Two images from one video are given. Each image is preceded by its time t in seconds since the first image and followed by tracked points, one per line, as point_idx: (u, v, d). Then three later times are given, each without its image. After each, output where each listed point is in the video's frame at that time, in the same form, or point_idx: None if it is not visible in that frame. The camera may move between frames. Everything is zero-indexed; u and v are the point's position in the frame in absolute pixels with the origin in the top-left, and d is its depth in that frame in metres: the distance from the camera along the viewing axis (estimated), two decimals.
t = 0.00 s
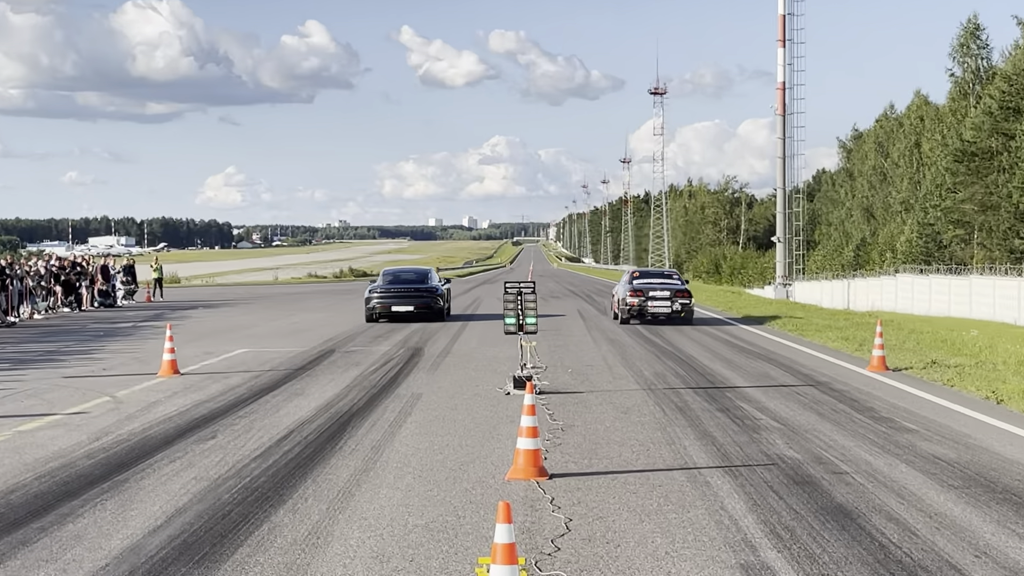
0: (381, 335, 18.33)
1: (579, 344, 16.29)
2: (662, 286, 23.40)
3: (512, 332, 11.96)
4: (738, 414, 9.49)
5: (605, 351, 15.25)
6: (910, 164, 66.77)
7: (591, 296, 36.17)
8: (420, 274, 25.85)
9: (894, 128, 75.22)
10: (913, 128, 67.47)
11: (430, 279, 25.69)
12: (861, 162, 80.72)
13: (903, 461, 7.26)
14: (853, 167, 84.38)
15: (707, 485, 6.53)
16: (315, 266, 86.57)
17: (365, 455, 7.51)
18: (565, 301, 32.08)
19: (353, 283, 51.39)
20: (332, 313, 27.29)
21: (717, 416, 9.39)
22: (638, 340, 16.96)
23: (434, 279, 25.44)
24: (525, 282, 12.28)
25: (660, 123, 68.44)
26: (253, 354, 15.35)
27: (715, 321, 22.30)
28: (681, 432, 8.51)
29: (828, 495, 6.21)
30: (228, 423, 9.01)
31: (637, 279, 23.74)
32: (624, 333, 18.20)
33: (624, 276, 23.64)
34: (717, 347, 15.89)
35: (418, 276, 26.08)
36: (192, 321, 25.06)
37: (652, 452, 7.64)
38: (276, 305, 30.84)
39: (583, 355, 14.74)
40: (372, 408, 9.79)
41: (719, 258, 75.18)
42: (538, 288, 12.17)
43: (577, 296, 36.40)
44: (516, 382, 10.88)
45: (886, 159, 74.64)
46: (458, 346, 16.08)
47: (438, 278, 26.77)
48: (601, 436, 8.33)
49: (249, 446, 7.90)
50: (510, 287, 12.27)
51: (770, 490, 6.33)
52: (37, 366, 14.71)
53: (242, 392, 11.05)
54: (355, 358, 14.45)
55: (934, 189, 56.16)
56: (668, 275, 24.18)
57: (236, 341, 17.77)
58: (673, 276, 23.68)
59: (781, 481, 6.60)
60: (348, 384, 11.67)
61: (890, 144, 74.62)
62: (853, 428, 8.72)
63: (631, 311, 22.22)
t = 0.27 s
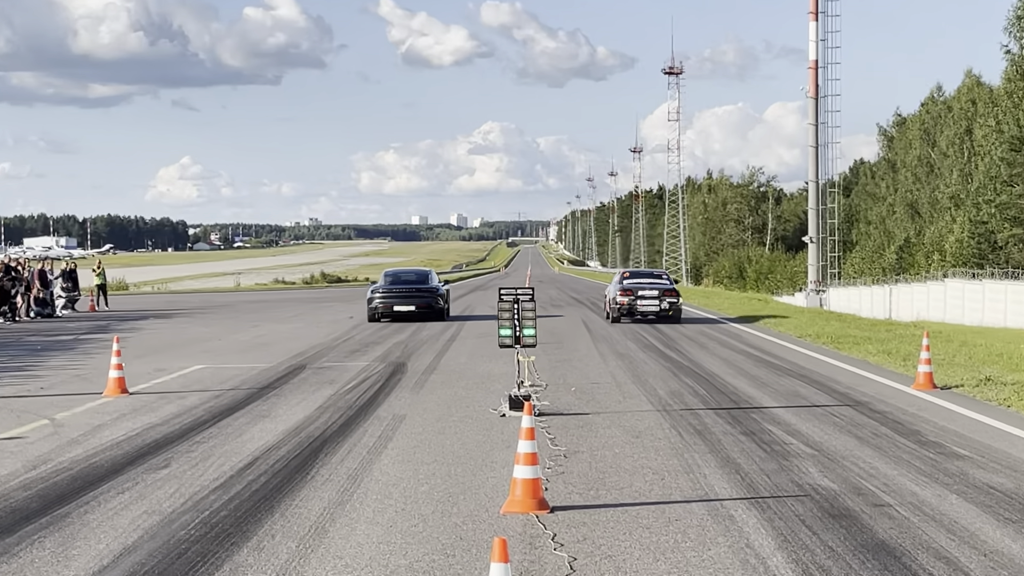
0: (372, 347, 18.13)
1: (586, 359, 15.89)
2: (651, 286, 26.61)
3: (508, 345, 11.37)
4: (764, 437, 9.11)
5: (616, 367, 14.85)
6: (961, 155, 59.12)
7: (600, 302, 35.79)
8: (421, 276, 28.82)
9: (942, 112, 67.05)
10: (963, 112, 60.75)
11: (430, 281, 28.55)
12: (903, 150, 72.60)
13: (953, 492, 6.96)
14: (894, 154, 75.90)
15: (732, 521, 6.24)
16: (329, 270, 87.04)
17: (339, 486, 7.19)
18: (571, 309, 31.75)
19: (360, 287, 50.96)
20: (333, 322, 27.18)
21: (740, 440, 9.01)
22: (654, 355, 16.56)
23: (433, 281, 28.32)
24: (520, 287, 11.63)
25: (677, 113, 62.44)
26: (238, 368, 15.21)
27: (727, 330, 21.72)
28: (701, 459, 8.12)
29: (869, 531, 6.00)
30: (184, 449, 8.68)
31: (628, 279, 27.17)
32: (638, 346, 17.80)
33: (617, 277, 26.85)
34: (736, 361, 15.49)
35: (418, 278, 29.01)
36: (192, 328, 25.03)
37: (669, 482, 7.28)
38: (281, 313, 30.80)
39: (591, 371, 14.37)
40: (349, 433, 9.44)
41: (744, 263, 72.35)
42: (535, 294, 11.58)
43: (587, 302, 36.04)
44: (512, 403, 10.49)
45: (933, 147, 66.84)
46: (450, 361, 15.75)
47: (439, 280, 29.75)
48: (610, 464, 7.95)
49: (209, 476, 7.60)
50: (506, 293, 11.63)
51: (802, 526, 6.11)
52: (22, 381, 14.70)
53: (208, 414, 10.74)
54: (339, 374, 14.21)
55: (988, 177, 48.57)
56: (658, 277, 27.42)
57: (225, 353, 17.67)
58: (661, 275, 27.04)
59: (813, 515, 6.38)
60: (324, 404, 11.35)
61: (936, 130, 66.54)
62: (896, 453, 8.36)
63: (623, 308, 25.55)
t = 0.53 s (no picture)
0: (357, 358, 17.87)
1: (596, 373, 15.51)
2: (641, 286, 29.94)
3: (503, 358, 10.81)
4: (789, 460, 8.79)
5: (628, 382, 14.45)
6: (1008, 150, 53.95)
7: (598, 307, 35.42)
8: (419, 277, 30.20)
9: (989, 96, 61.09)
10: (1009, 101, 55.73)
11: (429, 281, 29.87)
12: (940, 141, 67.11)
13: (999, 522, 6.70)
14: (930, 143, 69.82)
15: (755, 554, 5.97)
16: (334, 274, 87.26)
17: (312, 516, 6.94)
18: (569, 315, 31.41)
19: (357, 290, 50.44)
20: (324, 326, 26.95)
21: (765, 465, 8.64)
22: (668, 369, 16.11)
23: (432, 281, 29.72)
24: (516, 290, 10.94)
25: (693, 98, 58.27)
26: (212, 382, 14.95)
27: (741, 340, 21.32)
28: (718, 486, 7.83)
29: (908, 566, 5.77)
30: (137, 475, 8.38)
31: (620, 280, 30.30)
32: (651, 359, 17.41)
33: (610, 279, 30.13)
34: (753, 377, 15.12)
35: (418, 278, 30.34)
36: (181, 336, 24.88)
37: (683, 511, 7.01)
38: (274, 319, 30.61)
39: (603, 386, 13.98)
40: (317, 457, 9.04)
41: (766, 267, 70.42)
42: (532, 296, 10.87)
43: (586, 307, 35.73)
44: (507, 422, 10.20)
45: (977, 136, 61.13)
46: (436, 373, 15.44)
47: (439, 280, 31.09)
48: (621, 494, 7.56)
49: (165, 505, 7.32)
50: (501, 298, 10.97)
51: (835, 559, 5.89)
52: None
53: (169, 436, 10.36)
54: (316, 388, 13.92)
55: None
56: (647, 276, 30.61)
57: (205, 365, 17.46)
58: (649, 277, 30.22)
59: (845, 547, 6.15)
60: (292, 424, 10.94)
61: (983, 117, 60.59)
62: (937, 479, 8.03)
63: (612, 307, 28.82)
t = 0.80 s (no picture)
0: (343, 364, 17.24)
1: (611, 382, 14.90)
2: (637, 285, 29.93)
3: (495, 374, 9.92)
4: (828, 492, 8.27)
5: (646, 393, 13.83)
6: None
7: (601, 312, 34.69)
8: (411, 276, 30.14)
9: None
10: None
11: (421, 281, 29.79)
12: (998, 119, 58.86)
13: None
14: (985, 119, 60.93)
15: None
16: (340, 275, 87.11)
17: (274, 557, 6.57)
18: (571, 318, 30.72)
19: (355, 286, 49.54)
20: (317, 328, 26.40)
21: (802, 497, 8.10)
22: (687, 378, 15.49)
23: (424, 281, 29.64)
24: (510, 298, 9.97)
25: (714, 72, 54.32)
26: (186, 390, 14.47)
27: (764, 347, 20.63)
28: (748, 523, 7.37)
29: None
30: (70, 510, 7.82)
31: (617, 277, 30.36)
32: (669, 367, 16.79)
33: (606, 278, 30.14)
34: (778, 388, 14.50)
35: (410, 278, 30.26)
36: (172, 338, 24.40)
37: (712, 555, 6.57)
38: (269, 320, 30.12)
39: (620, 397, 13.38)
40: (275, 490, 8.41)
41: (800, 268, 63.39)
42: (528, 306, 9.92)
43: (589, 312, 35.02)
44: (499, 446, 9.46)
45: None
46: (423, 382, 14.77)
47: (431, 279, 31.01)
48: (646, 537, 7.00)
49: (102, 545, 6.89)
50: (493, 306, 9.98)
51: None
52: None
53: (113, 461, 9.72)
54: (293, 400, 13.30)
55: None
56: (641, 275, 30.65)
57: (186, 371, 16.91)
58: (646, 274, 30.25)
59: None
60: (256, 445, 10.30)
61: None
62: (995, 513, 7.55)
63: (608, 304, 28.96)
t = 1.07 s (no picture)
0: (334, 356, 15.69)
1: (612, 375, 13.62)
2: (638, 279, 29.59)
3: (486, 388, 8.09)
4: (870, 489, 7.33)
5: (650, 386, 12.59)
6: None
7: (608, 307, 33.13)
8: (407, 271, 29.66)
9: None
10: None
11: (416, 277, 29.31)
12: None
13: None
14: None
15: None
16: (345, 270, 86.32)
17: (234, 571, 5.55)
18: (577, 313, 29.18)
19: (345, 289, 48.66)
20: (311, 320, 24.98)
21: (852, 505, 6.88)
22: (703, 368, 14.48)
23: (419, 276, 29.11)
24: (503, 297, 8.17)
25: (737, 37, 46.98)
26: (158, 381, 13.73)
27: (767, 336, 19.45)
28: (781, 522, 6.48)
29: None
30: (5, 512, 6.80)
31: (617, 272, 30.01)
32: (672, 358, 15.54)
33: (607, 273, 29.89)
34: (791, 378, 13.31)
35: (405, 274, 29.90)
36: (156, 328, 23.03)
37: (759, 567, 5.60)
38: (263, 313, 28.73)
39: (622, 392, 12.12)
40: (242, 519, 6.59)
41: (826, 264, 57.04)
42: (526, 305, 8.15)
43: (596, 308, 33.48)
44: (490, 471, 7.41)
45: None
46: (418, 378, 13.12)
47: (428, 275, 30.56)
48: (674, 561, 5.71)
49: (36, 553, 5.91)
50: (482, 306, 8.16)
51: None
52: None
53: (46, 475, 7.88)
54: (274, 396, 11.71)
55: None
56: (643, 269, 30.31)
57: (161, 362, 15.43)
58: (646, 268, 29.89)
59: None
60: (219, 458, 8.48)
61: None
62: None
63: (608, 298, 28.73)
